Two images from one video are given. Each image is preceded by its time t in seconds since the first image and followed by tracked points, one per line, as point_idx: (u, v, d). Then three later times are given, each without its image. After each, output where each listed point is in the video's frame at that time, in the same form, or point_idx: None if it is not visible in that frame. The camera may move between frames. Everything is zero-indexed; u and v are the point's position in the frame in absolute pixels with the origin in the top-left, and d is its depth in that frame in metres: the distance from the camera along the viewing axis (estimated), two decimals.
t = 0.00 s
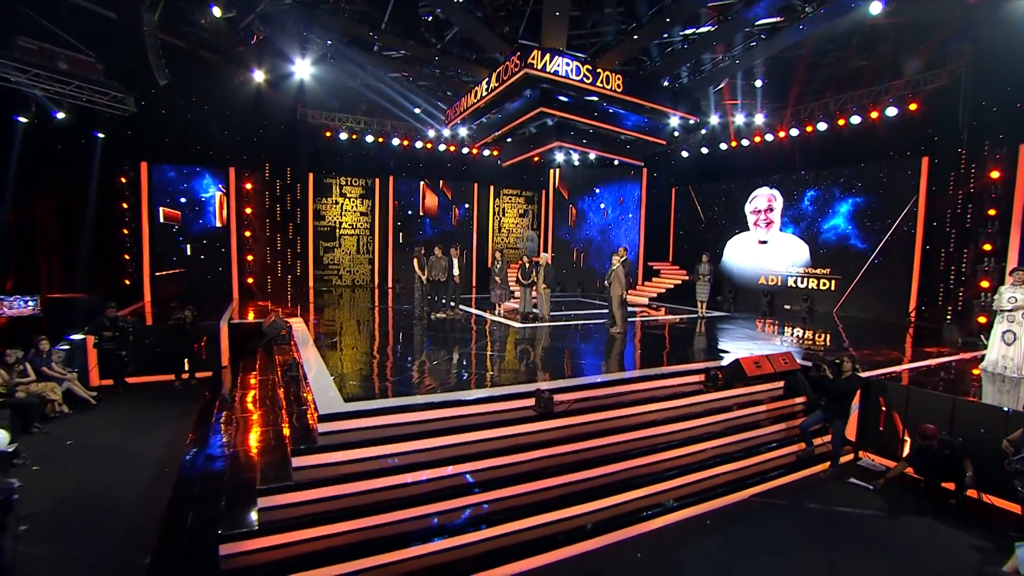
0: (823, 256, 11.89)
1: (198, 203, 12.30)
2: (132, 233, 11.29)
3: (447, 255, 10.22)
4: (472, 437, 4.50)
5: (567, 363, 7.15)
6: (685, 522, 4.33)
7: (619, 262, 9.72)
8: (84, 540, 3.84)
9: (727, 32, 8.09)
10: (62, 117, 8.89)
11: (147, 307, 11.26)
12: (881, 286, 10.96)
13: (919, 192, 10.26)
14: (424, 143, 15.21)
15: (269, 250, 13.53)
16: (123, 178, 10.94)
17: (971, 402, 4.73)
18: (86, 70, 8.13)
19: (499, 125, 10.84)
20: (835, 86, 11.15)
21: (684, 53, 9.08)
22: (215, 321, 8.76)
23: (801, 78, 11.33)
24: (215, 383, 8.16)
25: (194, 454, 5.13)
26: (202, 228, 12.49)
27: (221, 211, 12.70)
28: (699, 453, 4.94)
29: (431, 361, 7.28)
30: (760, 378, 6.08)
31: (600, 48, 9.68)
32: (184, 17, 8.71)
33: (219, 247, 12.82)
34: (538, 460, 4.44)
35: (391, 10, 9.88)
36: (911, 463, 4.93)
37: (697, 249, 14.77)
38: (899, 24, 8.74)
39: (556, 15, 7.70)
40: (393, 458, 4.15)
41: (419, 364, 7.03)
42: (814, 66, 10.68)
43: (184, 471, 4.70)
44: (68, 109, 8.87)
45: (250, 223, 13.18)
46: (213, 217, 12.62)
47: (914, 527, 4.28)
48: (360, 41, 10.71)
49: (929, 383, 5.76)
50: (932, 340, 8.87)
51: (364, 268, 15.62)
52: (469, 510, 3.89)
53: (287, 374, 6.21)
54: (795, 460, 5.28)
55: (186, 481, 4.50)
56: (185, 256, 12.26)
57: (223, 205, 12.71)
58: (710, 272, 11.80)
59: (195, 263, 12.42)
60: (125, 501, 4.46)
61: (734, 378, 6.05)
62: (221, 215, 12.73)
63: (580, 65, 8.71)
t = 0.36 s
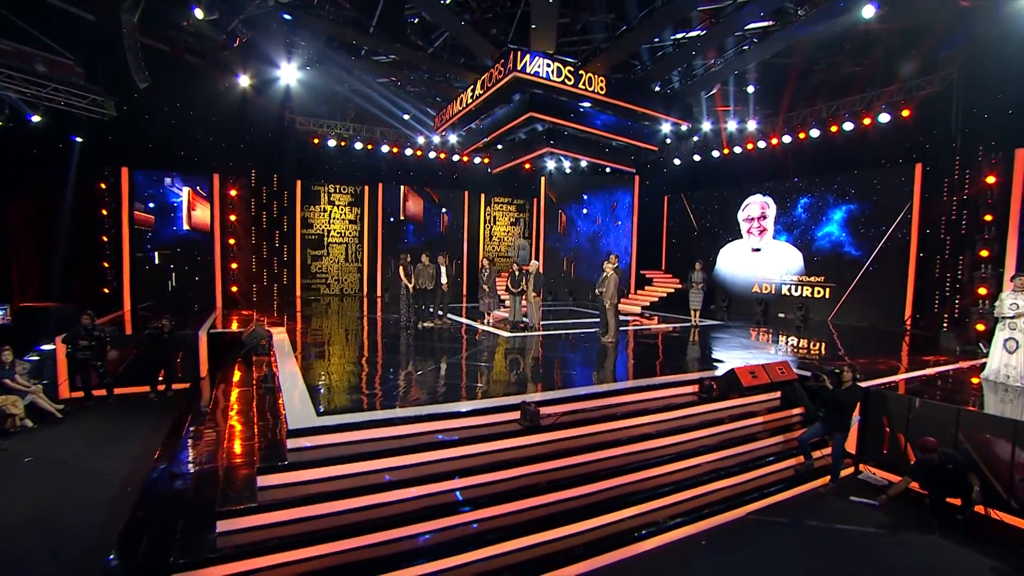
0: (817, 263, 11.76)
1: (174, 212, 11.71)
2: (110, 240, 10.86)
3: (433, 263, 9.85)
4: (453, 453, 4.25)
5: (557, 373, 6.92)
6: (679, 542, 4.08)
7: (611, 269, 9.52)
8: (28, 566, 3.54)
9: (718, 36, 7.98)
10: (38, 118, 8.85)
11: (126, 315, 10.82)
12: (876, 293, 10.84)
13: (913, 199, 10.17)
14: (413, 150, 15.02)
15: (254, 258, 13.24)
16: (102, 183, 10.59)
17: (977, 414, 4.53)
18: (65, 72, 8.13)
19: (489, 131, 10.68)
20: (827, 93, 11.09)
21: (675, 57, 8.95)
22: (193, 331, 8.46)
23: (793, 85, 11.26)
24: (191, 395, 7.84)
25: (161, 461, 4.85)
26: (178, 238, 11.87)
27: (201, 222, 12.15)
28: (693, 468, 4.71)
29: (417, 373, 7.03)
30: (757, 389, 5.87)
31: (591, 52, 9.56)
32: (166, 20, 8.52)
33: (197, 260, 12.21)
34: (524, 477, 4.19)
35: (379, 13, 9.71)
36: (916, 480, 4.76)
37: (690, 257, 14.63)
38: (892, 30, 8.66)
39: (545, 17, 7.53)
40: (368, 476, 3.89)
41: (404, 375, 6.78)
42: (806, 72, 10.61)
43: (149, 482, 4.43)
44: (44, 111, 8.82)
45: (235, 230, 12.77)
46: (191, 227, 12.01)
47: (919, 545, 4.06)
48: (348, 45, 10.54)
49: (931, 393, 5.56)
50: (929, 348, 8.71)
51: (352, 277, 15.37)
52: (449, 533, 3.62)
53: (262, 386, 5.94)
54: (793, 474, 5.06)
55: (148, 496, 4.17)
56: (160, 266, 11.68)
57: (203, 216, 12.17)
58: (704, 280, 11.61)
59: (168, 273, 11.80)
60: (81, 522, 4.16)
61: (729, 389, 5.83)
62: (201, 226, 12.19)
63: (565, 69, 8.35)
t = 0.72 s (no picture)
0: (815, 270, 11.59)
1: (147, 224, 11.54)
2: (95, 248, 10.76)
3: (423, 270, 9.61)
4: (434, 470, 4.00)
5: (550, 383, 6.70)
6: (676, 564, 3.84)
7: (606, 276, 9.32)
8: None
9: (714, 39, 7.85)
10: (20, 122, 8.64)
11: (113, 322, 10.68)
12: (875, 301, 10.67)
13: (913, 205, 10.03)
14: (407, 157, 14.85)
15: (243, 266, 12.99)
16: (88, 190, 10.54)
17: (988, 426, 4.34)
18: (49, 77, 7.95)
19: (481, 137, 10.52)
20: (824, 98, 10.99)
21: (670, 60, 8.80)
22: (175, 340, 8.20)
23: (789, 91, 11.15)
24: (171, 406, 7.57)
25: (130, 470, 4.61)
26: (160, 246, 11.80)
27: (182, 227, 12.13)
28: (689, 484, 4.47)
29: (406, 383, 6.79)
30: (756, 400, 5.65)
31: (585, 55, 9.43)
32: (153, 25, 8.36)
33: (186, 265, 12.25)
34: (510, 495, 3.94)
35: (371, 17, 9.57)
36: (926, 492, 4.51)
37: (687, 265, 14.47)
38: (889, 34, 8.55)
39: (537, 18, 7.37)
40: (341, 496, 3.63)
41: (391, 386, 6.54)
42: (803, 78, 10.50)
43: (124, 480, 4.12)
44: (25, 115, 8.60)
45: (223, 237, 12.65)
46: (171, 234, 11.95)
47: (930, 566, 3.83)
48: (339, 48, 10.40)
49: (937, 403, 5.36)
50: (931, 356, 8.52)
51: (345, 285, 15.15)
52: (430, 555, 3.37)
53: (240, 397, 5.69)
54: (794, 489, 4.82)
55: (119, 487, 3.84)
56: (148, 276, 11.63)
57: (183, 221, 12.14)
58: (701, 287, 11.43)
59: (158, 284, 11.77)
60: (35, 542, 3.89)
61: (728, 401, 5.60)
62: (182, 232, 12.17)
63: (562, 73, 8.29)
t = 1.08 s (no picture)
0: (816, 278, 11.41)
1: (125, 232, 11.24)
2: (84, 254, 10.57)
3: (416, 278, 9.42)
4: (414, 487, 3.77)
5: (545, 394, 6.48)
6: None
7: (603, 284, 9.13)
8: None
9: (710, 42, 7.71)
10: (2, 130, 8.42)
11: (101, 331, 10.54)
12: (877, 309, 10.47)
13: (914, 211, 9.87)
14: (402, 164, 14.70)
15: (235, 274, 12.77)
16: (76, 197, 10.40)
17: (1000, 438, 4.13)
18: (36, 81, 7.87)
19: (476, 143, 10.36)
20: (824, 104, 10.87)
21: (666, 64, 8.64)
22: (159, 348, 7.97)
23: (789, 97, 11.03)
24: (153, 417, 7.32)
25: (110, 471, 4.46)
26: (147, 253, 11.53)
27: (167, 232, 11.90)
28: (688, 503, 4.23)
29: (395, 394, 6.57)
30: (756, 412, 5.44)
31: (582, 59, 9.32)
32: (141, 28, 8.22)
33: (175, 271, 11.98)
34: (498, 515, 3.70)
35: (366, 21, 9.43)
36: (938, 510, 4.28)
37: (686, 273, 14.30)
38: (889, 38, 8.42)
39: (531, 21, 7.22)
40: (314, 516, 3.40)
41: (380, 396, 6.32)
42: (802, 83, 10.38)
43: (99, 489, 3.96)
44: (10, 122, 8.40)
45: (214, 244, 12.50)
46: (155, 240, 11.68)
47: None
48: (332, 52, 10.27)
49: (946, 414, 5.15)
50: (936, 366, 8.30)
51: (340, 293, 14.94)
52: None
53: (218, 409, 5.46)
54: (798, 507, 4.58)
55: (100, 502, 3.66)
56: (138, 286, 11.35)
57: (167, 226, 11.93)
58: (699, 295, 11.23)
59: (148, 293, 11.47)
60: None
61: (728, 412, 5.38)
62: (167, 237, 11.94)
63: (559, 77, 8.12)
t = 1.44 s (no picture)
0: (819, 285, 11.20)
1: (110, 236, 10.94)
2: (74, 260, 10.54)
3: (412, 286, 9.26)
4: (395, 507, 3.56)
5: (540, 405, 6.29)
6: None
7: (601, 292, 8.94)
8: None
9: (709, 45, 7.55)
10: None
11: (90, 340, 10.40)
12: (883, 317, 10.24)
13: (920, 217, 9.69)
14: (401, 171, 14.55)
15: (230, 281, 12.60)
16: (67, 204, 10.40)
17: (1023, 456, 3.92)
18: (26, 85, 7.54)
19: (472, 150, 10.27)
20: (826, 109, 10.71)
21: (665, 66, 8.46)
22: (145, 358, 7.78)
23: (790, 103, 10.90)
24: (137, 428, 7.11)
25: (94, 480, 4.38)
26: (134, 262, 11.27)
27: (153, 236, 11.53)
28: (687, 522, 4.01)
29: (387, 404, 6.37)
30: (759, 425, 5.22)
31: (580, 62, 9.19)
32: (134, 34, 8.09)
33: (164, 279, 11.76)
34: (487, 536, 3.48)
35: (362, 25, 9.32)
36: (954, 529, 4.05)
37: (686, 281, 14.10)
38: (892, 41, 8.26)
39: (526, 23, 7.07)
40: (285, 539, 3.18)
41: (370, 407, 6.12)
42: (804, 87, 10.23)
43: (76, 501, 3.84)
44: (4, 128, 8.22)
45: (208, 252, 12.23)
46: (147, 248, 11.47)
47: None
48: (329, 57, 10.13)
49: (962, 427, 4.92)
50: (945, 375, 8.07)
51: (337, 301, 14.75)
52: None
53: (199, 421, 5.26)
54: (804, 525, 4.36)
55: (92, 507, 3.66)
56: (125, 294, 11.13)
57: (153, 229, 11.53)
58: (700, 303, 11.02)
59: (136, 300, 11.17)
60: None
61: (730, 425, 5.16)
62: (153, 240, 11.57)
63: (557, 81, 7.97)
